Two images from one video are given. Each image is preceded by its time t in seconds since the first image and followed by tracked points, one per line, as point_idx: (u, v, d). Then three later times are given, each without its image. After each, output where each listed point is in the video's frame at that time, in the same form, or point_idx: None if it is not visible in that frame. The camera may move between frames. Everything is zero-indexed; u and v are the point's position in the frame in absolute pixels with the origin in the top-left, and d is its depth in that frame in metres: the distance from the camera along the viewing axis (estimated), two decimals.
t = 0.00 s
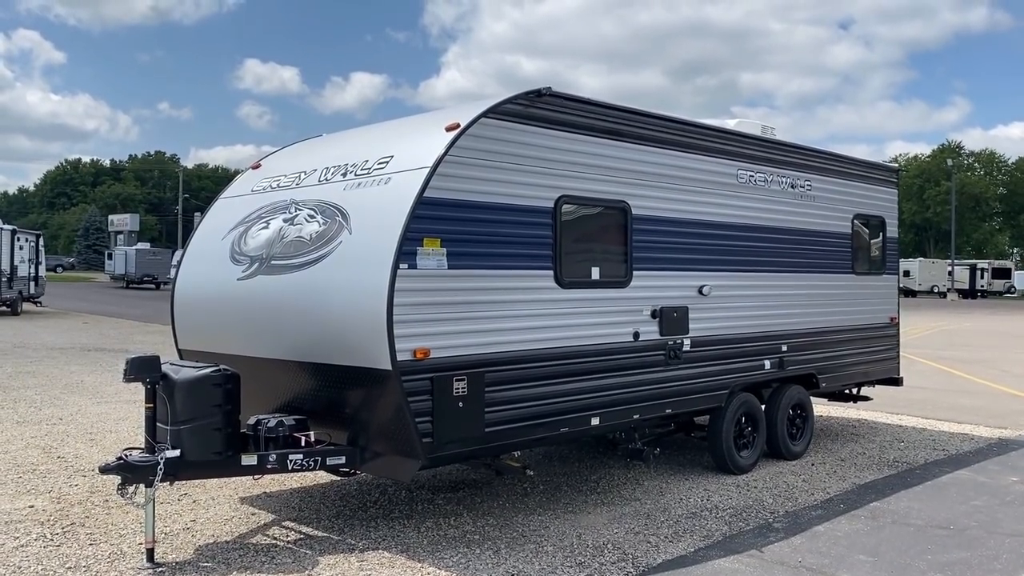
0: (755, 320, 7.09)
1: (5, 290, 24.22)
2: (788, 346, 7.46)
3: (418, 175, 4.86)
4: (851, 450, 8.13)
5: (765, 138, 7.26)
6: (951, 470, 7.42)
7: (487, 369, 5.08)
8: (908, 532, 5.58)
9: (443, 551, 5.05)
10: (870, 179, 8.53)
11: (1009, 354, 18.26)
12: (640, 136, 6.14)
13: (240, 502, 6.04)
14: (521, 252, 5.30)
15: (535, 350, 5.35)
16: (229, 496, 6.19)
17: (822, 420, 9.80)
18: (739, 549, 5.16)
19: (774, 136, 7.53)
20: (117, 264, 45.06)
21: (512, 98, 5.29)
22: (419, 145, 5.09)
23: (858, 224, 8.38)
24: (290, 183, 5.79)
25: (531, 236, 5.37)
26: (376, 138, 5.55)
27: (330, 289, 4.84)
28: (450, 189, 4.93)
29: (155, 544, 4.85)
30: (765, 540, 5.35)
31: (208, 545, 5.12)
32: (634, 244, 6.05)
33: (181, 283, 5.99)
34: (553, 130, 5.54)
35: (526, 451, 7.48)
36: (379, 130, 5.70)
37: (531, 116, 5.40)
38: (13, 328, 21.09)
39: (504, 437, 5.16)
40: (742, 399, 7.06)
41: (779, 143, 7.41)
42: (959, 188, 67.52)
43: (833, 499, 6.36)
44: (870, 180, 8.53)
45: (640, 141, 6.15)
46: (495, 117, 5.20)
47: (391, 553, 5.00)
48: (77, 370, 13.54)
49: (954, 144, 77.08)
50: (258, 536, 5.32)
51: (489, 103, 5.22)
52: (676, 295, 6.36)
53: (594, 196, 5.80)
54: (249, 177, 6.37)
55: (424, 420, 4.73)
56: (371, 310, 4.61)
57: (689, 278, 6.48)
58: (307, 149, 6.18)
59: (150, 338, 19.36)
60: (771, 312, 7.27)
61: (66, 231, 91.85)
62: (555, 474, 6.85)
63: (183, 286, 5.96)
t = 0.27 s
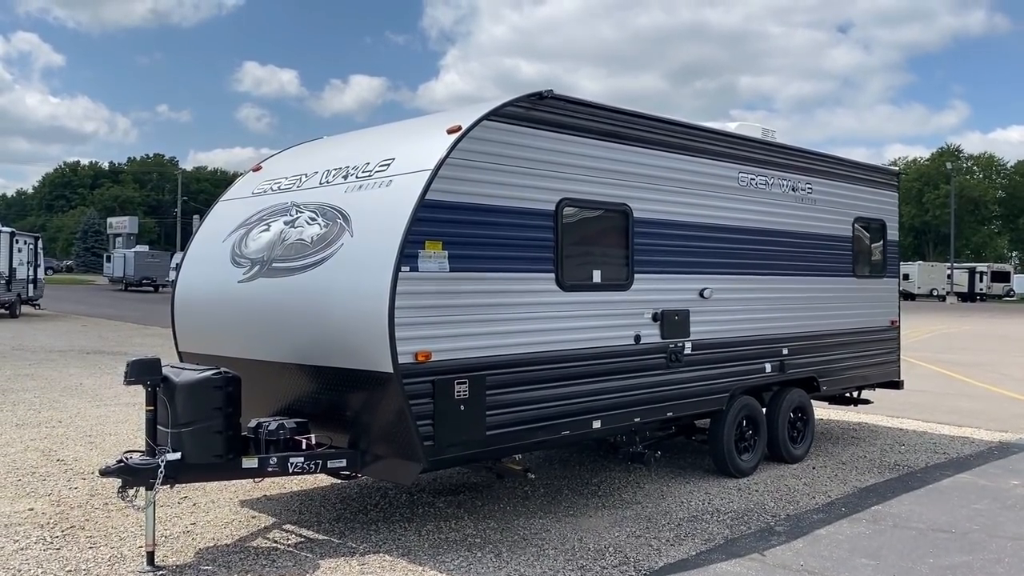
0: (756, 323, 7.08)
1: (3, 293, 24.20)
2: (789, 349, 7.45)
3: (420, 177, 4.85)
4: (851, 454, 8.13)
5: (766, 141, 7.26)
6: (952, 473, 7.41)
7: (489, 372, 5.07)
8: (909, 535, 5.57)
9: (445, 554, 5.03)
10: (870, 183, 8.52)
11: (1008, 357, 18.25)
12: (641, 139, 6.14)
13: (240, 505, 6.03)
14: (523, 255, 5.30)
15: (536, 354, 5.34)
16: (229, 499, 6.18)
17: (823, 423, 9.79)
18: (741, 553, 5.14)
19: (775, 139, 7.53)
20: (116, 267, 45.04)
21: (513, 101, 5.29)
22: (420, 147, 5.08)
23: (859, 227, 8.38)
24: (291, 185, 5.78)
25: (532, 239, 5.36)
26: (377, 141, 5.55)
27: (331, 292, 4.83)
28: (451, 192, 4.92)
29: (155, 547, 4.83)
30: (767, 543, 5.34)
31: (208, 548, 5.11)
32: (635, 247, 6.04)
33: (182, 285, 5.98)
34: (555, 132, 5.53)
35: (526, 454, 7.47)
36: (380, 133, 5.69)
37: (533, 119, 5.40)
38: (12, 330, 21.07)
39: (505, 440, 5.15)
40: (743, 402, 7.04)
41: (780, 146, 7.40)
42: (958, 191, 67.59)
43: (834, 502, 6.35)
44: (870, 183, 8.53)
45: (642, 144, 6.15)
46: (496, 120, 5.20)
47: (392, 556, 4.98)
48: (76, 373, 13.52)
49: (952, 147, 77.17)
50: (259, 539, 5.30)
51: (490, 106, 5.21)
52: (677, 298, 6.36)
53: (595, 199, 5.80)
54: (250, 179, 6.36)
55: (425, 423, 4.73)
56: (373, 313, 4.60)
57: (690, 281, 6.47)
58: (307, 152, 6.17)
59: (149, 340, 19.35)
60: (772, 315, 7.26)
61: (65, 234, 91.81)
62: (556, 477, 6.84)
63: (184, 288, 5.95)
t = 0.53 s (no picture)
0: (756, 324, 7.09)
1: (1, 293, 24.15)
2: (789, 350, 7.46)
3: (422, 178, 4.85)
4: (851, 454, 8.13)
5: (766, 142, 7.27)
6: (952, 474, 7.41)
7: (490, 372, 5.06)
8: (910, 535, 5.57)
9: (446, 555, 5.03)
10: (870, 183, 8.53)
11: (1006, 357, 18.28)
12: (641, 139, 6.14)
13: (241, 506, 6.02)
14: (524, 255, 5.30)
15: (537, 354, 5.34)
16: (229, 500, 6.17)
17: (822, 423, 9.79)
18: (742, 553, 5.15)
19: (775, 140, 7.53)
20: (114, 268, 44.98)
21: (514, 101, 5.29)
22: (421, 148, 5.08)
23: (858, 228, 8.38)
24: (292, 186, 5.78)
25: (533, 239, 5.36)
26: (378, 141, 5.54)
27: (333, 292, 4.82)
28: (452, 193, 4.91)
29: (156, 548, 4.82)
30: (768, 544, 5.34)
31: (209, 549, 5.10)
32: (636, 248, 6.04)
33: (182, 286, 5.97)
34: (556, 133, 5.53)
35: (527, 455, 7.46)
36: (381, 133, 5.69)
37: (534, 119, 5.40)
38: (9, 331, 21.03)
39: (506, 441, 5.14)
40: (743, 402, 7.05)
41: (780, 146, 7.41)
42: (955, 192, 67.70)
43: (835, 502, 6.36)
44: (870, 184, 8.53)
45: (642, 144, 6.15)
46: (498, 121, 5.19)
47: (393, 557, 4.98)
48: (74, 374, 13.49)
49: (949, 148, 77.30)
50: (259, 540, 5.29)
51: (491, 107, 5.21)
52: (678, 298, 6.36)
53: (596, 199, 5.79)
54: (250, 180, 6.35)
55: (427, 424, 4.72)
56: (374, 313, 4.59)
57: (690, 282, 6.47)
58: (308, 152, 6.16)
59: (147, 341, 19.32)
60: (772, 316, 7.27)
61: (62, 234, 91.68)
62: (556, 478, 6.83)
63: (184, 289, 5.94)
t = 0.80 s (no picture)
0: (757, 322, 7.09)
1: None
2: (790, 348, 7.47)
3: (424, 179, 4.85)
4: (852, 451, 8.15)
5: (766, 140, 7.27)
6: (953, 471, 7.42)
7: (493, 372, 5.07)
8: (914, 533, 5.58)
9: (451, 555, 5.03)
10: (869, 181, 8.54)
11: (1004, 354, 18.30)
12: (642, 139, 6.14)
13: (244, 508, 6.02)
14: (526, 255, 5.30)
15: (540, 354, 5.34)
16: (233, 502, 6.17)
17: (823, 421, 9.81)
18: (746, 551, 5.15)
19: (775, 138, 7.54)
20: (112, 270, 44.95)
21: (516, 101, 5.29)
22: (424, 148, 5.08)
23: (858, 226, 8.40)
24: (293, 187, 5.77)
25: (536, 239, 5.36)
26: (380, 142, 5.54)
27: (335, 293, 4.82)
28: (455, 193, 4.92)
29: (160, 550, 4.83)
30: (772, 542, 5.34)
31: (213, 551, 5.10)
32: (638, 247, 6.05)
33: (184, 287, 5.97)
34: (557, 133, 5.53)
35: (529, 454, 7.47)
36: (383, 134, 5.69)
37: (535, 119, 5.40)
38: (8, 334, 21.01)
39: (510, 441, 5.15)
40: (745, 401, 7.05)
41: (780, 145, 7.41)
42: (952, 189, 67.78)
43: (837, 500, 6.37)
44: (869, 182, 8.54)
45: (643, 143, 6.15)
46: (499, 121, 5.19)
47: (398, 557, 4.98)
48: (74, 377, 13.48)
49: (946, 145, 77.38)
50: (263, 541, 5.30)
51: (493, 107, 5.21)
52: (680, 297, 6.36)
53: (597, 199, 5.80)
54: (251, 182, 6.35)
55: (431, 425, 4.73)
56: (377, 314, 4.59)
57: (692, 281, 6.48)
58: (309, 153, 6.16)
59: (146, 343, 19.30)
60: (773, 314, 7.27)
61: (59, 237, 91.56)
62: (559, 477, 6.84)
63: (186, 291, 5.94)
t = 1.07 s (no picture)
0: (759, 321, 7.10)
1: None
2: (792, 347, 7.47)
3: (427, 179, 4.85)
4: (854, 450, 8.16)
5: (768, 139, 7.28)
6: (955, 469, 7.44)
7: (497, 372, 5.07)
8: (916, 531, 5.59)
9: (455, 555, 5.04)
10: (870, 180, 8.55)
11: (1003, 352, 18.32)
12: (644, 138, 6.15)
13: (247, 508, 6.02)
14: (529, 255, 5.30)
15: (544, 354, 5.35)
16: (236, 502, 6.17)
17: (824, 419, 9.82)
18: (750, 550, 5.16)
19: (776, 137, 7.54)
20: (110, 270, 44.90)
21: (518, 101, 5.29)
22: (426, 148, 5.08)
23: (858, 225, 8.40)
24: (296, 187, 5.77)
25: (538, 239, 5.37)
26: (382, 142, 5.54)
27: (339, 294, 4.82)
28: (458, 193, 4.92)
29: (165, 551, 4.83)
30: (775, 541, 5.35)
31: (217, 551, 5.11)
32: (640, 246, 6.05)
33: (187, 288, 5.97)
34: (559, 132, 5.54)
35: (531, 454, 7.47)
36: (385, 134, 5.69)
37: (537, 119, 5.40)
38: (7, 334, 20.98)
39: (513, 441, 5.15)
40: (747, 399, 7.06)
41: (781, 144, 7.42)
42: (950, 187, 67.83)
43: (840, 498, 6.38)
44: (870, 180, 8.55)
45: (645, 143, 6.16)
46: (502, 121, 5.20)
47: (402, 558, 4.99)
48: (73, 377, 13.47)
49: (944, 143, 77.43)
50: (267, 541, 5.30)
51: (496, 107, 5.21)
52: (682, 296, 6.37)
53: (600, 198, 5.80)
54: (253, 182, 6.35)
55: (435, 425, 4.73)
56: (382, 315, 4.59)
57: (694, 280, 6.48)
58: (311, 154, 6.16)
59: (146, 343, 19.29)
60: (775, 313, 7.28)
61: (57, 237, 91.45)
62: (561, 476, 6.84)
63: (188, 292, 5.94)
